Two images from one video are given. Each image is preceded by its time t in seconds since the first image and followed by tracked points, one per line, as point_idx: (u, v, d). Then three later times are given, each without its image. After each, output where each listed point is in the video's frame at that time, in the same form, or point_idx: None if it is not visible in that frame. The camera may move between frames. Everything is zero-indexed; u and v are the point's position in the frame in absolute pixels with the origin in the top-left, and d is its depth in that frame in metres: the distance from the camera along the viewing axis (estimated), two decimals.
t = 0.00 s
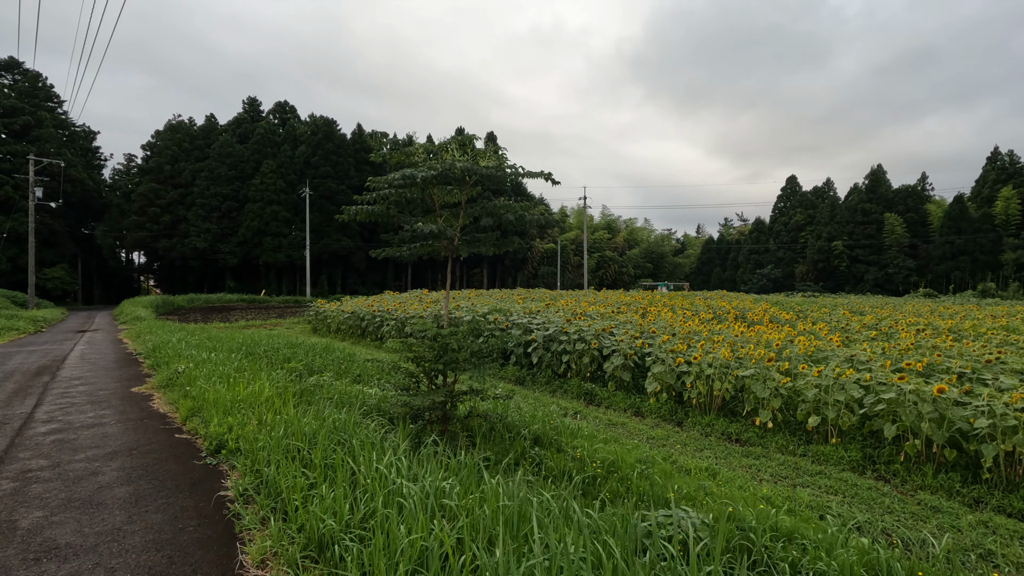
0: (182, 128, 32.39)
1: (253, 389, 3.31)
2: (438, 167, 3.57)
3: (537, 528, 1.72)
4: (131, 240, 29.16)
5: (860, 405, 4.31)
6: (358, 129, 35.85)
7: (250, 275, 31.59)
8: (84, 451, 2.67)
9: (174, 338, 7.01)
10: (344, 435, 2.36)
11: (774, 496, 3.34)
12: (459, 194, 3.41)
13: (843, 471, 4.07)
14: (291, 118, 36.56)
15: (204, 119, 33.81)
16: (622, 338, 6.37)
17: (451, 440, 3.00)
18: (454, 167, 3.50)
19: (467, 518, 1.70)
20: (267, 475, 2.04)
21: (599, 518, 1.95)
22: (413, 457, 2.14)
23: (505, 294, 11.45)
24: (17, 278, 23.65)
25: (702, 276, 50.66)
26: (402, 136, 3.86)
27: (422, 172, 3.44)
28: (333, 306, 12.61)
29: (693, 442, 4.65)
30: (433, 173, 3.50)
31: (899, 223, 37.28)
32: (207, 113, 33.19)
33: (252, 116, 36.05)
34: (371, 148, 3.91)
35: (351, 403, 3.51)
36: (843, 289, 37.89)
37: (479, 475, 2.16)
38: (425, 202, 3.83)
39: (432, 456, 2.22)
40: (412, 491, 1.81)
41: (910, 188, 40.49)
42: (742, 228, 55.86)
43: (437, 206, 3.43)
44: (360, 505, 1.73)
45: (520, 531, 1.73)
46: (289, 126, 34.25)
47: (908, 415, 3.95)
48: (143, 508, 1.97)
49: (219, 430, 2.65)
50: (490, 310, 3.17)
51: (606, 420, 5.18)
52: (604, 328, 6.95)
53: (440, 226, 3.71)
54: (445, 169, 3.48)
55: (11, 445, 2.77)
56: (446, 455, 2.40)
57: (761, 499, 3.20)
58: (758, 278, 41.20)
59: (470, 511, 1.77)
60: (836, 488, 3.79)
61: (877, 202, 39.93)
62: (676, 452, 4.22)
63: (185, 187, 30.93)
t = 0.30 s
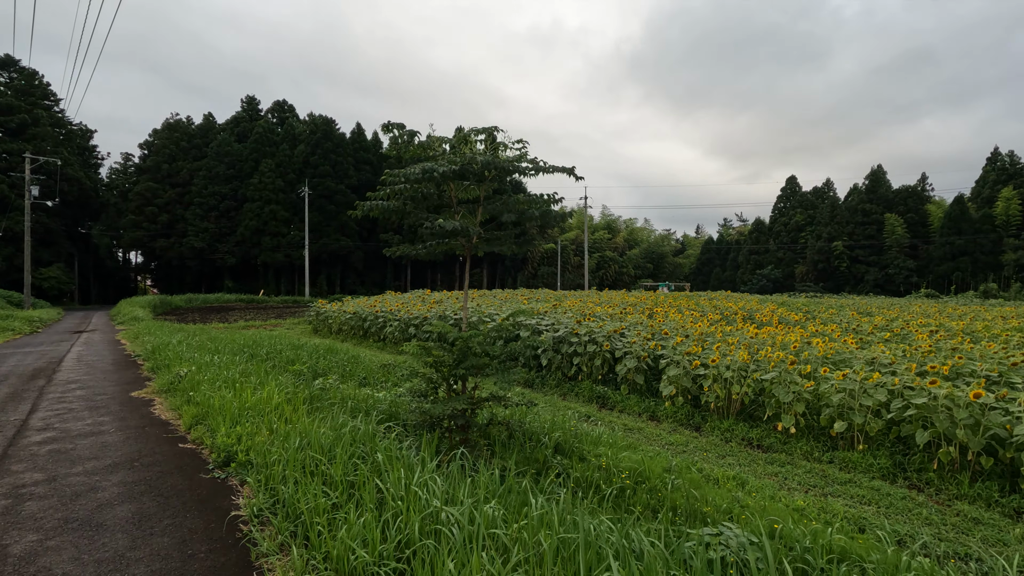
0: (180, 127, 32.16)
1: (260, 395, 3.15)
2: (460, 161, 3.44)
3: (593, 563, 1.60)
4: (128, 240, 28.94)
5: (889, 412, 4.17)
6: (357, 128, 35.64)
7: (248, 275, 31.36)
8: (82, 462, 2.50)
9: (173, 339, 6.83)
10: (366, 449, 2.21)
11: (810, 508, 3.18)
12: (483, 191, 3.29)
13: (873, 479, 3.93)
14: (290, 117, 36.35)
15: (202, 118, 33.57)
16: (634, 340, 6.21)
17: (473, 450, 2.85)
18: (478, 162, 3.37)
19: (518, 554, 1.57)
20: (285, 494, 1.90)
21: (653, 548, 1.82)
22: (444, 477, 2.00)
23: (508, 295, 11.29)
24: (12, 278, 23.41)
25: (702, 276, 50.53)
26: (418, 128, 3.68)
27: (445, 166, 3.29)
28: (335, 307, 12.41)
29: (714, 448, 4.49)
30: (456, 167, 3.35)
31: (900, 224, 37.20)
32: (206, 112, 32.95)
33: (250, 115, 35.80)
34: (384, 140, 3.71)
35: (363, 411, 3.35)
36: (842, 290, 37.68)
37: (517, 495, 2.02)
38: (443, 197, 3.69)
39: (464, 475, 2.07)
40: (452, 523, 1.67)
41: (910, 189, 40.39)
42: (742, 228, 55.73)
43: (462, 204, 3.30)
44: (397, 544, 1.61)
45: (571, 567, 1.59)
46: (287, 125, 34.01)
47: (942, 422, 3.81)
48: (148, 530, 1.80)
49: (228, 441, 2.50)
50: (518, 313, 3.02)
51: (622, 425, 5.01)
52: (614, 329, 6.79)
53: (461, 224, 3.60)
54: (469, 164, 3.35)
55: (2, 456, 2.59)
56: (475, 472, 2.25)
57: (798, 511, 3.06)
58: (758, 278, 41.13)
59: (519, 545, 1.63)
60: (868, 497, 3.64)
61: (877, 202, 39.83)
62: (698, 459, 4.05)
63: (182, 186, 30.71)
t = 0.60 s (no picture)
0: (177, 127, 31.91)
1: (270, 404, 3.00)
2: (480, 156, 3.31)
3: None
4: (125, 240, 28.68)
5: (916, 419, 4.05)
6: (355, 129, 35.45)
7: (246, 277, 31.12)
8: (83, 475, 2.35)
9: (174, 343, 6.67)
10: (390, 477, 2.07)
11: (847, 523, 3.04)
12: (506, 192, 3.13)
13: (903, 487, 3.79)
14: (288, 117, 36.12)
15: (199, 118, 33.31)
16: (647, 343, 6.06)
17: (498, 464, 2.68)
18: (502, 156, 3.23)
19: None
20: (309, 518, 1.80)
21: None
22: (483, 503, 1.86)
23: (512, 296, 11.14)
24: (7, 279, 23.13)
25: (700, 278, 50.48)
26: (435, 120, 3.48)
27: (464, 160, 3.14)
28: (336, 308, 12.24)
29: (736, 456, 4.34)
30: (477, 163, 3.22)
31: (899, 225, 37.20)
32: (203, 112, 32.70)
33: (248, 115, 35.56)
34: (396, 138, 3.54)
35: (377, 420, 3.19)
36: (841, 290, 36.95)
37: (560, 529, 1.89)
38: (461, 195, 3.60)
39: (500, 499, 1.93)
40: (499, 563, 1.55)
41: (909, 190, 40.38)
42: (740, 229, 55.71)
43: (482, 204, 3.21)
44: None
45: None
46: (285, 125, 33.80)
47: (976, 428, 3.67)
48: (160, 561, 1.67)
49: (240, 456, 2.38)
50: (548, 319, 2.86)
51: (639, 431, 4.85)
52: (625, 332, 6.64)
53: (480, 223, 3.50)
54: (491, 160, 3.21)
55: None
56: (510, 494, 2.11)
57: (836, 526, 2.91)
58: (757, 279, 41.19)
59: None
60: (902, 507, 3.50)
61: (876, 203, 39.79)
62: (723, 468, 3.90)
63: (179, 187, 30.48)
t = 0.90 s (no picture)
0: (172, 128, 31.66)
1: (274, 412, 2.83)
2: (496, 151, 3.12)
3: None
4: (118, 242, 28.38)
5: (943, 425, 3.93)
6: (352, 130, 35.24)
7: (241, 279, 30.81)
8: (73, 491, 2.18)
9: (169, 345, 6.48)
10: (412, 500, 1.91)
11: (884, 536, 2.89)
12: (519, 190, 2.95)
13: (933, 496, 3.65)
14: (284, 118, 35.88)
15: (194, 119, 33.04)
16: (658, 346, 5.93)
17: (520, 477, 2.53)
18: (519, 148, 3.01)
19: None
20: (327, 543, 1.69)
21: None
22: (520, 528, 1.74)
23: (513, 298, 10.98)
24: None
25: (698, 280, 50.43)
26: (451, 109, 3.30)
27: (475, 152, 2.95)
28: (334, 311, 12.04)
29: (756, 463, 4.19)
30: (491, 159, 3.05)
31: (896, 227, 37.20)
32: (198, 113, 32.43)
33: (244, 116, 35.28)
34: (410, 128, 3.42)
35: (387, 430, 3.03)
36: (838, 294, 37.41)
37: (600, 555, 1.75)
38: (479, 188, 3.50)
39: (535, 523, 1.77)
40: None
41: (905, 193, 40.43)
42: (737, 232, 55.71)
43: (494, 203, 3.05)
44: None
45: None
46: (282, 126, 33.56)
47: (1009, 434, 3.55)
48: None
49: (245, 470, 2.23)
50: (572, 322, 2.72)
51: (653, 437, 4.69)
52: (634, 335, 6.49)
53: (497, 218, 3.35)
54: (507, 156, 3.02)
55: None
56: (542, 516, 1.95)
57: (878, 542, 2.75)
58: (755, 282, 41.22)
59: None
60: (936, 517, 3.35)
61: (873, 206, 39.81)
62: (746, 476, 3.74)
63: (174, 188, 30.20)
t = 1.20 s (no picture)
0: (164, 130, 31.29)
1: (274, 427, 2.67)
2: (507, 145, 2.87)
3: None
4: (109, 245, 27.96)
5: (971, 435, 3.79)
6: (346, 132, 35.00)
7: (234, 282, 30.42)
8: (52, 521, 2.03)
9: (161, 352, 6.24)
10: (436, 538, 1.75)
11: (926, 557, 2.72)
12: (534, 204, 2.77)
13: (965, 510, 3.50)
14: (278, 121, 35.58)
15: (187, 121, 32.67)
16: (668, 352, 5.76)
17: (543, 499, 2.34)
18: (539, 143, 2.75)
19: None
20: None
21: None
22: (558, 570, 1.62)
23: (513, 302, 10.80)
24: None
25: (693, 283, 50.39)
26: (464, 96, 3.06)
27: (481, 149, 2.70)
28: (330, 315, 11.80)
29: (777, 475, 4.01)
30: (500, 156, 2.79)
31: (890, 231, 37.27)
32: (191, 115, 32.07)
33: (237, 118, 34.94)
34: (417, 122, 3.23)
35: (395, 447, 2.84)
36: (833, 297, 37.48)
37: None
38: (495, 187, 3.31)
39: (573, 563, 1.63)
40: None
41: (899, 196, 40.58)
42: (732, 235, 55.76)
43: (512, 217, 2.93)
44: None
45: None
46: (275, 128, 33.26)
47: None
48: None
49: (246, 496, 2.12)
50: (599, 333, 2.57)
51: (668, 447, 4.50)
52: (641, 341, 6.32)
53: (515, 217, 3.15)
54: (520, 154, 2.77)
55: None
56: (577, 551, 1.78)
57: (924, 565, 2.58)
58: (750, 285, 41.28)
59: None
60: (973, 534, 3.19)
61: (867, 209, 39.90)
62: (770, 490, 3.56)
63: (166, 191, 29.83)
